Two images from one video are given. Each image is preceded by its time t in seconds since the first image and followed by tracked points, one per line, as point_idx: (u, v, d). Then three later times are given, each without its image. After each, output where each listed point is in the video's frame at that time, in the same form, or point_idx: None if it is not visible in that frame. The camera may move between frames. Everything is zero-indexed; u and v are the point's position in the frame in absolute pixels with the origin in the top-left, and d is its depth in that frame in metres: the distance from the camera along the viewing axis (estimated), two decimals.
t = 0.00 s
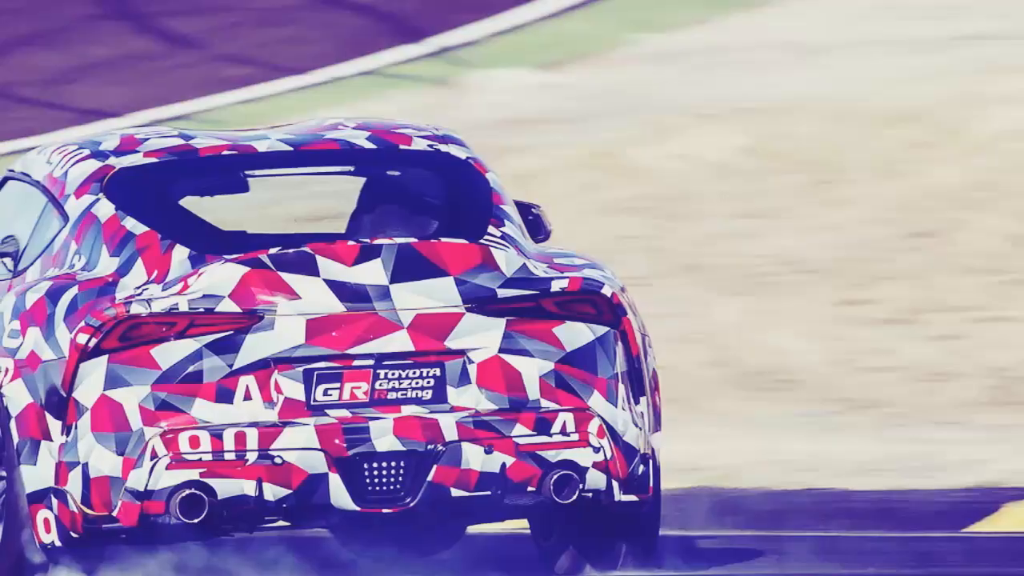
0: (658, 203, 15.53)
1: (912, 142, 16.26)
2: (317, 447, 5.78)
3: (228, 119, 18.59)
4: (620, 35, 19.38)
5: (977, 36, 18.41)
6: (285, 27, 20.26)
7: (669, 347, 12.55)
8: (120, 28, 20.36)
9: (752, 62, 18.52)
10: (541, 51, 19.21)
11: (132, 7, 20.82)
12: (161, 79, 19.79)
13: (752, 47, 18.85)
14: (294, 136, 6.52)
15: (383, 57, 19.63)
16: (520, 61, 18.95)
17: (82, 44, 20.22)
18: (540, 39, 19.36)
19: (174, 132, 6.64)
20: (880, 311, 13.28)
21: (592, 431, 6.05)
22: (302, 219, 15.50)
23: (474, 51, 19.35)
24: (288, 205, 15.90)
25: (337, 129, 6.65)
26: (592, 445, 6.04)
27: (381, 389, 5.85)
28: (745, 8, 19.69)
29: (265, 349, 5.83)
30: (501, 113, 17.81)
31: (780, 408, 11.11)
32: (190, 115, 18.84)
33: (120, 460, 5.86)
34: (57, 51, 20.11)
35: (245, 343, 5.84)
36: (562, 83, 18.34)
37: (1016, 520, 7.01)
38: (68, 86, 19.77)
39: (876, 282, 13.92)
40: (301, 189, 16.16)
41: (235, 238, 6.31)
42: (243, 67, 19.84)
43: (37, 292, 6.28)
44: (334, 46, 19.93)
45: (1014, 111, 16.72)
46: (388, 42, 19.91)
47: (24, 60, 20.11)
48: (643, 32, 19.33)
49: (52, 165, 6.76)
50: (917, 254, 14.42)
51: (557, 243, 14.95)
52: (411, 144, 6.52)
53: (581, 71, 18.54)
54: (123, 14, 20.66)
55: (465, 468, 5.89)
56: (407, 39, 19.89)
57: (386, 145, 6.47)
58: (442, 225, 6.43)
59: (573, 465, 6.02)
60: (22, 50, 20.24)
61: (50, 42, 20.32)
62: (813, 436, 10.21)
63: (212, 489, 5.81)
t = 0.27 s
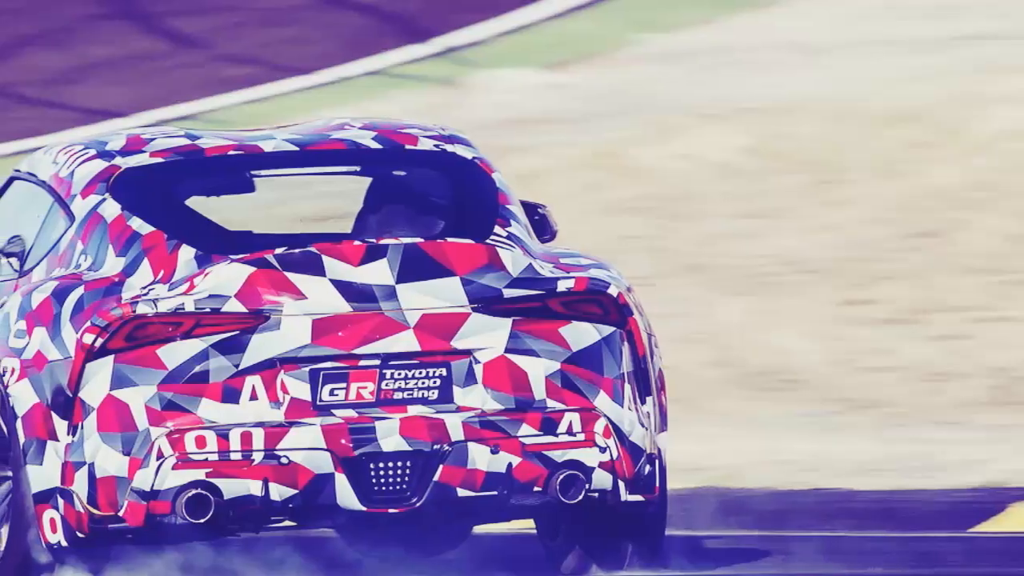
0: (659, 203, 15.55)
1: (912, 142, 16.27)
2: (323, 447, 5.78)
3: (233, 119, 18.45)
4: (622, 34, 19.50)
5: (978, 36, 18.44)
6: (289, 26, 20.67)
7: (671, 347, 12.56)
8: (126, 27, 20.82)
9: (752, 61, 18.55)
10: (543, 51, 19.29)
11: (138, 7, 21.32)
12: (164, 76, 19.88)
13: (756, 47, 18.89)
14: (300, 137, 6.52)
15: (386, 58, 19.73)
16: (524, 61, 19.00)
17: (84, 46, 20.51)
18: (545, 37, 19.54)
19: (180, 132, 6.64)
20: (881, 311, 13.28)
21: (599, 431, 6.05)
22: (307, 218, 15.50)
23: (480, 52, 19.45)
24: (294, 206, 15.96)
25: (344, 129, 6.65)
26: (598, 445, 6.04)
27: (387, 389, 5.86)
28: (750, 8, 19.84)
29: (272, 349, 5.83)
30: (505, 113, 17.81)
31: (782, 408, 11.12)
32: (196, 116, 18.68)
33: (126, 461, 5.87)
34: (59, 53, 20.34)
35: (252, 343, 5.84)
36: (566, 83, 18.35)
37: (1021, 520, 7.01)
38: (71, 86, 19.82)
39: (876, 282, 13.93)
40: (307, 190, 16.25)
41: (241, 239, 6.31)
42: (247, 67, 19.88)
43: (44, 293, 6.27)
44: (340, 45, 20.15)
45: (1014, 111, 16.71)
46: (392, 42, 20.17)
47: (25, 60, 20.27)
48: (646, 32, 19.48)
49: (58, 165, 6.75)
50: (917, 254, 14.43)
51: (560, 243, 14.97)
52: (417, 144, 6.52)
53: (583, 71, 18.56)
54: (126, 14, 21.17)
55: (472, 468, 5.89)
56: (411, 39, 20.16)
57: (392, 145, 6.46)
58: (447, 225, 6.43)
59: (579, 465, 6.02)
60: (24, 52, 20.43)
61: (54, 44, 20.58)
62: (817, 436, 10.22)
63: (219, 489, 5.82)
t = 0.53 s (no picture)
0: (675, 203, 15.55)
1: (929, 141, 16.23)
2: (334, 447, 5.78)
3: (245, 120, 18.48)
4: (639, 34, 19.65)
5: (994, 36, 18.41)
6: (302, 27, 21.00)
7: (687, 347, 12.56)
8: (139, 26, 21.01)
9: (769, 62, 18.57)
10: (557, 50, 19.44)
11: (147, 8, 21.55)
12: (177, 76, 20.03)
13: (772, 47, 18.96)
14: (310, 137, 6.51)
15: (402, 57, 19.81)
16: (540, 61, 19.08)
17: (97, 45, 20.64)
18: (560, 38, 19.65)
19: (192, 132, 6.63)
20: (897, 311, 13.25)
21: (610, 431, 6.04)
22: (319, 219, 15.53)
23: (494, 51, 19.57)
24: (305, 206, 15.99)
25: (355, 129, 6.64)
26: (609, 445, 6.03)
27: (398, 389, 5.86)
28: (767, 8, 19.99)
29: (283, 349, 5.83)
30: (520, 113, 17.88)
31: (798, 408, 11.10)
32: (209, 116, 18.75)
33: (137, 461, 5.87)
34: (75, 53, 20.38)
35: (263, 343, 5.84)
36: (578, 84, 18.43)
37: None
38: (85, 87, 19.84)
39: (892, 281, 13.90)
40: (317, 190, 16.31)
41: (253, 239, 6.30)
42: (259, 67, 20.13)
43: (54, 293, 6.27)
44: (356, 46, 20.32)
45: None
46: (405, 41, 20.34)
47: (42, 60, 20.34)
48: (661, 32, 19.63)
49: (70, 165, 6.75)
50: (933, 253, 14.39)
51: (576, 243, 14.98)
52: (429, 144, 6.50)
53: (599, 72, 18.59)
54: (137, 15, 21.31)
55: (483, 468, 5.89)
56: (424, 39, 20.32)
57: (403, 145, 6.45)
58: (458, 224, 6.42)
59: (591, 465, 6.01)
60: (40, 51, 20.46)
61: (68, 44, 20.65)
62: (833, 435, 10.20)
63: (230, 489, 5.82)
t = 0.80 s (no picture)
0: (686, 203, 15.55)
1: (938, 141, 16.25)
2: (347, 447, 5.78)
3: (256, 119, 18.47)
4: (650, 35, 19.66)
5: (1003, 36, 18.45)
6: (316, 27, 21.05)
7: (698, 347, 12.56)
8: (149, 26, 21.08)
9: (779, 62, 18.59)
10: (570, 50, 19.46)
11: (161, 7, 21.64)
12: (188, 76, 20.09)
13: (781, 47, 19.00)
14: (324, 137, 6.51)
15: (411, 57, 19.86)
16: (552, 61, 19.11)
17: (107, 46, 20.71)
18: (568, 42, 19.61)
19: (205, 132, 6.63)
20: (907, 311, 13.25)
21: (623, 431, 6.04)
22: (332, 219, 15.54)
23: (507, 52, 19.61)
24: (319, 206, 16.01)
25: (368, 129, 6.63)
26: (622, 445, 6.03)
27: (411, 389, 5.86)
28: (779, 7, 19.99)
29: (296, 349, 5.83)
30: (531, 114, 17.91)
31: (809, 408, 11.09)
32: (223, 116, 18.75)
33: (150, 460, 5.87)
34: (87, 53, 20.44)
35: (276, 343, 5.84)
36: (590, 84, 18.45)
37: None
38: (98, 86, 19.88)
39: (903, 281, 13.89)
40: (334, 191, 16.33)
41: (266, 239, 6.30)
42: (272, 67, 20.14)
43: (67, 293, 6.26)
44: (368, 47, 20.33)
45: None
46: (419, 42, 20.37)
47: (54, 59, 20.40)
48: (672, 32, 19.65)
49: (83, 165, 6.75)
50: (943, 252, 14.38)
51: (587, 243, 15.00)
52: (442, 144, 6.49)
53: (610, 72, 18.62)
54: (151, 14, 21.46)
55: (496, 468, 5.89)
56: (437, 40, 20.32)
57: (416, 145, 6.44)
58: (472, 224, 6.41)
59: (604, 464, 6.01)
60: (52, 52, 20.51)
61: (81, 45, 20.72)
62: (844, 435, 10.21)
63: (243, 489, 5.82)
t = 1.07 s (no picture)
0: (696, 205, 15.62)
1: (947, 141, 16.27)
2: (366, 447, 5.79)
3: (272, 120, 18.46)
4: (664, 36, 19.84)
5: (1012, 36, 18.47)
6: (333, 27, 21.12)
7: (711, 348, 12.57)
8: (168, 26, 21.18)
9: (789, 63, 18.68)
10: (586, 50, 19.58)
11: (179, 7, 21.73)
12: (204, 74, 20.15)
13: (791, 48, 19.05)
14: (342, 137, 6.51)
15: (420, 59, 19.89)
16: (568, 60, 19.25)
17: (123, 48, 20.83)
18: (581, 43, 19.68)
19: (223, 132, 6.63)
20: (922, 311, 13.24)
21: (641, 431, 6.04)
22: (346, 218, 15.57)
23: (522, 52, 19.72)
24: (334, 206, 16.04)
25: (387, 129, 6.63)
26: (641, 445, 6.03)
27: (430, 389, 5.86)
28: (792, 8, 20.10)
29: (315, 349, 5.83)
30: (542, 113, 18.12)
31: (818, 408, 11.11)
32: (238, 116, 18.76)
33: (169, 460, 5.87)
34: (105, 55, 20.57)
35: (294, 343, 5.85)
36: (604, 83, 18.59)
37: None
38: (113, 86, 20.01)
39: (917, 282, 13.89)
40: (348, 190, 16.35)
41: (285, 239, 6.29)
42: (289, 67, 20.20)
43: (86, 292, 6.25)
44: (381, 48, 20.40)
45: None
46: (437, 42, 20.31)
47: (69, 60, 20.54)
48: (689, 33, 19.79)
49: (102, 165, 6.74)
50: (958, 252, 14.38)
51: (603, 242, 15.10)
52: (460, 144, 6.49)
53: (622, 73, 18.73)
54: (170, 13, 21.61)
55: (515, 468, 5.89)
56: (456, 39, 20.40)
57: (435, 145, 6.44)
58: (491, 224, 6.41)
59: (622, 464, 6.01)
60: (67, 55, 20.62)
61: (99, 46, 20.85)
62: (857, 435, 10.23)
63: (262, 489, 5.82)
